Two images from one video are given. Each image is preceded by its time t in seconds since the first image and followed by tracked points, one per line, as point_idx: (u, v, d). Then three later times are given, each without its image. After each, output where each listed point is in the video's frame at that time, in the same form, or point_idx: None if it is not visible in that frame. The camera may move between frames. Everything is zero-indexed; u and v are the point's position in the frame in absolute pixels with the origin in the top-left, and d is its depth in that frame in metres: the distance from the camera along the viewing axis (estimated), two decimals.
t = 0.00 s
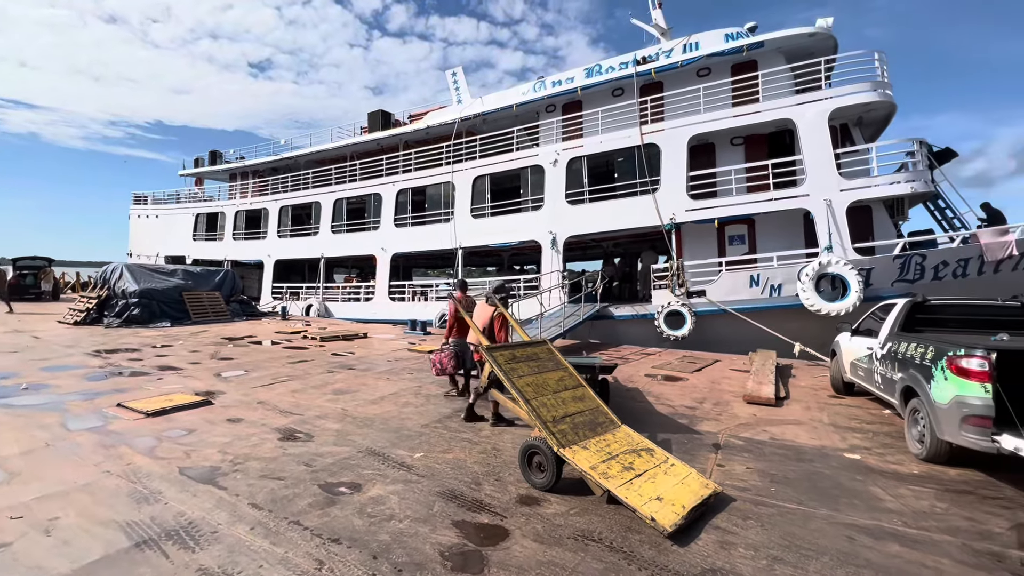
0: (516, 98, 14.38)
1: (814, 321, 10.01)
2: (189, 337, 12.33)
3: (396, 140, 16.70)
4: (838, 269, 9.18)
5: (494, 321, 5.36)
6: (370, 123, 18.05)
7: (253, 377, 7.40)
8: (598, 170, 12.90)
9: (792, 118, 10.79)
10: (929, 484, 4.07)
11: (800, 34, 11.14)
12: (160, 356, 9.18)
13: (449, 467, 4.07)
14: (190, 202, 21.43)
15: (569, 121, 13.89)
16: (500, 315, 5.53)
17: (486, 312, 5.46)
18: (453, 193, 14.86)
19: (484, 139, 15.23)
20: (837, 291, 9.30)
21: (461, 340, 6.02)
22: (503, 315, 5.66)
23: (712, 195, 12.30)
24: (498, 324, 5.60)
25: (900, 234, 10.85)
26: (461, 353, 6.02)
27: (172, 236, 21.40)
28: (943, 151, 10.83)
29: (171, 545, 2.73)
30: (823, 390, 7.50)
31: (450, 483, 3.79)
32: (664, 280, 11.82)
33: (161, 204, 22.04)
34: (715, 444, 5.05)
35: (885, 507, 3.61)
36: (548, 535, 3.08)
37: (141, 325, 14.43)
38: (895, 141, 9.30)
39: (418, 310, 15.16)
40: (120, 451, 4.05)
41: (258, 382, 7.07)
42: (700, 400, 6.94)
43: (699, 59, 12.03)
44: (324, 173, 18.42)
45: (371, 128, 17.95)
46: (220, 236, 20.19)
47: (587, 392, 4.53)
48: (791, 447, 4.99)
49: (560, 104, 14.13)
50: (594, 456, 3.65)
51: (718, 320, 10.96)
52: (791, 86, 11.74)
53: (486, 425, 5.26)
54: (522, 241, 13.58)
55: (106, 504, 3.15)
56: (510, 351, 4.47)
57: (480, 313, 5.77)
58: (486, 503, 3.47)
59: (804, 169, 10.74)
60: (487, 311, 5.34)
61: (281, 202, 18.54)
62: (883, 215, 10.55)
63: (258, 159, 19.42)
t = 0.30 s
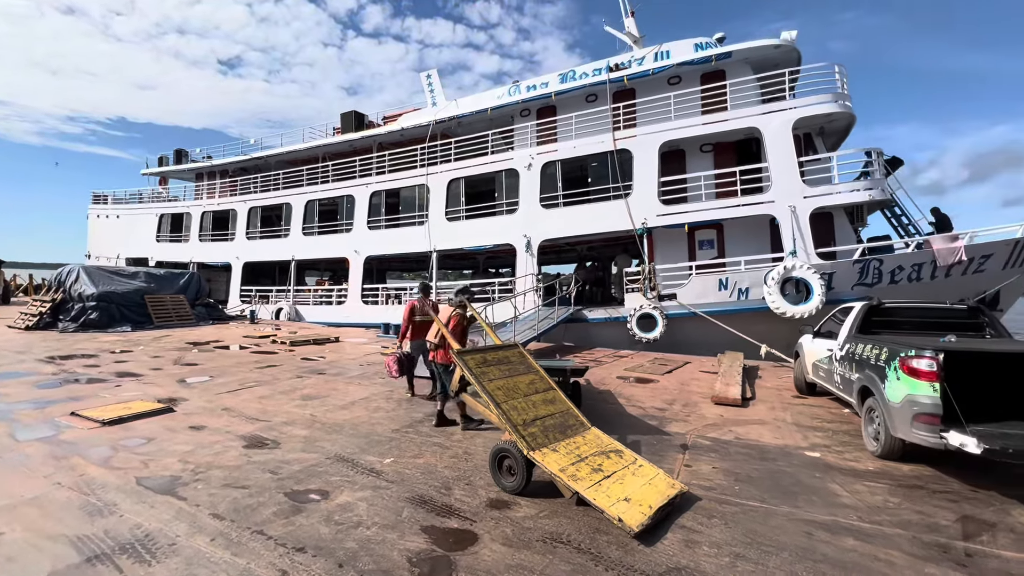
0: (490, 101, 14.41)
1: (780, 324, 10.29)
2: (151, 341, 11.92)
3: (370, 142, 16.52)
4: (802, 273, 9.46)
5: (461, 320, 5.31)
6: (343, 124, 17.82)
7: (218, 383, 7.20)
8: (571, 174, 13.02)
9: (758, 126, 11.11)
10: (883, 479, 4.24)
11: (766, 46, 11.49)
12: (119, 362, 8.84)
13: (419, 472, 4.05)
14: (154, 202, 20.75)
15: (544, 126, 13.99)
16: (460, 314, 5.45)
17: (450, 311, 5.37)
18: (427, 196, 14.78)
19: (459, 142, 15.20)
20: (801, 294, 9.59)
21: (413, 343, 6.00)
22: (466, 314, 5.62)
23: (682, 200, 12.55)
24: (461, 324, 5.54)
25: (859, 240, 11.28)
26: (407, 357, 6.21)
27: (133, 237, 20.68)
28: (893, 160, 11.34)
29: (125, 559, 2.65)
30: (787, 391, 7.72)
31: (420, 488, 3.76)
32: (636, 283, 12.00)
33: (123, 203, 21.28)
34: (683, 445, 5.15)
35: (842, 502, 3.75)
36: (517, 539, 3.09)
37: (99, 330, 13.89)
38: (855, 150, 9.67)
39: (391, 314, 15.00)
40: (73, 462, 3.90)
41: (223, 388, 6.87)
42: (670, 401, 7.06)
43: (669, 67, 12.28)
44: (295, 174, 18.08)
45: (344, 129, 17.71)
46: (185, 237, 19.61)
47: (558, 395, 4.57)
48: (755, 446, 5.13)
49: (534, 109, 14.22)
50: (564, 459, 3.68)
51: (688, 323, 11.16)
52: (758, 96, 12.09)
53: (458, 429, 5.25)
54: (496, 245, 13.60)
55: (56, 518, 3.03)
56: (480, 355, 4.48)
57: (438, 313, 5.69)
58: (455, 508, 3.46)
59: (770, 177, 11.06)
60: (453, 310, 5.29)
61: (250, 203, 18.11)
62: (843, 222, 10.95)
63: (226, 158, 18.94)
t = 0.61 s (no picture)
0: (465, 104, 14.38)
1: (747, 326, 10.55)
2: (110, 347, 11.48)
3: (342, 143, 16.29)
4: (769, 276, 9.72)
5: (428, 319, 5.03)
6: (315, 124, 17.53)
7: (182, 390, 6.98)
8: (545, 178, 13.10)
9: (726, 133, 11.39)
10: (843, 476, 4.39)
11: (734, 56, 11.80)
12: (76, 369, 8.48)
13: (390, 478, 4.00)
14: (115, 202, 20.02)
15: (518, 129, 14.04)
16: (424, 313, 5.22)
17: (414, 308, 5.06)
18: (402, 198, 14.65)
19: (434, 144, 15.13)
20: (768, 297, 9.85)
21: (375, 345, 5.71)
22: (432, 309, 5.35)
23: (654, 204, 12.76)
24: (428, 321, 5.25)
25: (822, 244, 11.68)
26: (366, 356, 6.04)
27: (93, 238, 19.92)
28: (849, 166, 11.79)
29: None
30: (754, 391, 7.92)
31: (390, 494, 3.72)
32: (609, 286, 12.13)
33: (81, 203, 20.48)
34: (653, 446, 5.23)
35: (804, 499, 3.86)
36: (488, 543, 3.09)
37: (54, 335, 13.32)
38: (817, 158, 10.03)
39: (364, 317, 14.80)
40: (22, 474, 3.73)
41: (187, 395, 6.66)
42: (641, 403, 7.16)
43: (641, 74, 12.49)
44: (265, 175, 17.69)
45: (317, 129, 17.43)
46: (148, 238, 18.98)
47: (530, 397, 4.58)
48: (723, 446, 5.24)
49: (509, 113, 14.25)
50: (535, 462, 3.69)
51: (659, 325, 11.34)
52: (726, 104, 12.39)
53: (431, 433, 5.22)
54: (471, 248, 13.57)
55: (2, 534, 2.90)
56: (452, 358, 4.46)
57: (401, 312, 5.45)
58: (426, 513, 3.44)
59: (738, 182, 11.35)
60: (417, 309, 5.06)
61: (217, 204, 17.65)
62: (807, 227, 11.31)
63: (192, 158, 18.41)
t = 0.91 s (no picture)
0: (442, 106, 14.29)
1: (720, 327, 10.76)
2: (69, 352, 11.05)
3: (316, 143, 16.02)
4: (740, 279, 9.91)
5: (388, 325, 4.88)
6: (288, 124, 17.21)
7: (145, 397, 6.76)
8: (521, 181, 13.13)
9: (698, 139, 11.61)
10: (809, 473, 4.52)
11: (705, 63, 12.04)
12: (31, 376, 8.13)
13: (362, 484, 3.95)
14: (75, 201, 19.29)
15: (495, 132, 14.04)
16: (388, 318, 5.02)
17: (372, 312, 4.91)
18: (377, 200, 14.50)
19: (410, 145, 15.01)
20: (739, 299, 10.07)
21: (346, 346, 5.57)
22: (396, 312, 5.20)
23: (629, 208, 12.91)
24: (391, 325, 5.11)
25: (790, 247, 12.01)
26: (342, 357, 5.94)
27: (51, 238, 19.16)
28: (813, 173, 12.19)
29: None
30: (726, 391, 8.07)
31: (362, 500, 3.67)
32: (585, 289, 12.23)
33: (38, 202, 19.68)
34: (627, 446, 5.28)
35: (772, 496, 3.95)
36: (461, 547, 3.07)
37: (8, 340, 12.78)
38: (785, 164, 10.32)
39: (338, 320, 14.57)
40: None
41: (151, 402, 6.45)
42: (616, 404, 7.22)
43: (616, 79, 12.63)
44: (236, 175, 17.28)
45: (290, 129, 17.11)
46: (111, 239, 18.35)
47: (505, 400, 4.58)
48: (694, 445, 5.33)
49: (486, 115, 14.24)
50: (509, 464, 3.69)
51: (634, 327, 11.46)
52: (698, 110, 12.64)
53: (406, 438, 5.17)
54: (447, 250, 13.52)
55: None
56: (427, 362, 4.43)
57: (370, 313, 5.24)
58: (399, 519, 3.40)
59: (710, 187, 11.58)
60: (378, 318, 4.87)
61: (184, 205, 17.17)
62: (776, 231, 11.60)
63: (158, 156, 17.87)
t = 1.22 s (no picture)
0: (422, 107, 14.23)
1: (697, 328, 10.92)
2: (32, 357, 10.66)
3: (294, 142, 15.79)
4: (716, 280, 10.09)
5: (356, 330, 4.71)
6: (264, 123, 16.92)
7: (113, 402, 6.56)
8: (502, 182, 13.14)
9: (675, 143, 11.79)
10: (781, 470, 4.62)
11: (682, 68, 12.23)
12: None
13: (338, 488, 3.90)
14: (39, 200, 18.65)
15: (475, 133, 14.04)
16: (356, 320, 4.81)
17: (338, 316, 4.76)
18: (356, 200, 14.35)
19: (389, 146, 14.90)
20: (715, 300, 10.24)
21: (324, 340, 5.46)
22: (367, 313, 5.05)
23: (608, 210, 13.02)
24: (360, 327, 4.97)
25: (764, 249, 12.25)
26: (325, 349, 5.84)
27: (14, 239, 18.50)
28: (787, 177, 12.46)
29: None
30: (702, 391, 8.20)
31: (339, 505, 3.63)
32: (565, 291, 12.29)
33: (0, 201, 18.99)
34: (606, 447, 5.32)
35: (746, 493, 4.03)
36: (439, 550, 3.06)
37: None
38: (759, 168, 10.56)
39: (316, 323, 14.36)
40: None
41: (118, 408, 6.26)
42: (595, 405, 7.27)
43: (595, 83, 12.73)
44: (210, 174, 16.92)
45: (266, 128, 16.83)
46: (78, 240, 17.79)
47: (483, 402, 4.58)
48: (671, 445, 5.40)
49: (466, 116, 14.21)
50: (488, 466, 3.69)
51: (614, 328, 11.56)
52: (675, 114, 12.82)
53: (383, 441, 5.13)
54: (427, 252, 13.45)
55: None
56: (404, 365, 4.40)
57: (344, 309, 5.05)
58: (376, 523, 3.37)
59: (687, 190, 11.76)
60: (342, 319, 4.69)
61: (155, 204, 16.73)
62: (751, 233, 11.83)
63: (128, 154, 17.38)
